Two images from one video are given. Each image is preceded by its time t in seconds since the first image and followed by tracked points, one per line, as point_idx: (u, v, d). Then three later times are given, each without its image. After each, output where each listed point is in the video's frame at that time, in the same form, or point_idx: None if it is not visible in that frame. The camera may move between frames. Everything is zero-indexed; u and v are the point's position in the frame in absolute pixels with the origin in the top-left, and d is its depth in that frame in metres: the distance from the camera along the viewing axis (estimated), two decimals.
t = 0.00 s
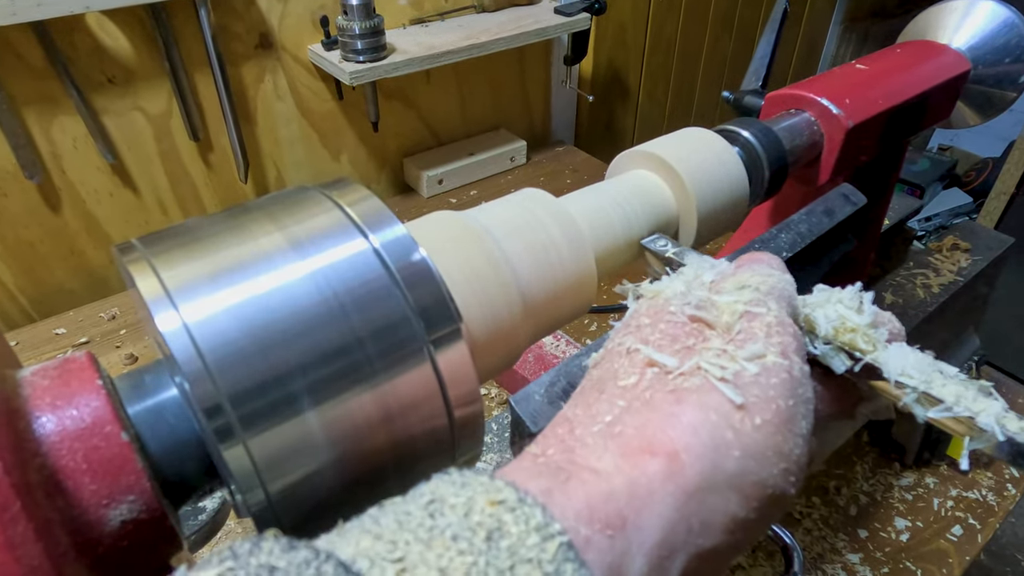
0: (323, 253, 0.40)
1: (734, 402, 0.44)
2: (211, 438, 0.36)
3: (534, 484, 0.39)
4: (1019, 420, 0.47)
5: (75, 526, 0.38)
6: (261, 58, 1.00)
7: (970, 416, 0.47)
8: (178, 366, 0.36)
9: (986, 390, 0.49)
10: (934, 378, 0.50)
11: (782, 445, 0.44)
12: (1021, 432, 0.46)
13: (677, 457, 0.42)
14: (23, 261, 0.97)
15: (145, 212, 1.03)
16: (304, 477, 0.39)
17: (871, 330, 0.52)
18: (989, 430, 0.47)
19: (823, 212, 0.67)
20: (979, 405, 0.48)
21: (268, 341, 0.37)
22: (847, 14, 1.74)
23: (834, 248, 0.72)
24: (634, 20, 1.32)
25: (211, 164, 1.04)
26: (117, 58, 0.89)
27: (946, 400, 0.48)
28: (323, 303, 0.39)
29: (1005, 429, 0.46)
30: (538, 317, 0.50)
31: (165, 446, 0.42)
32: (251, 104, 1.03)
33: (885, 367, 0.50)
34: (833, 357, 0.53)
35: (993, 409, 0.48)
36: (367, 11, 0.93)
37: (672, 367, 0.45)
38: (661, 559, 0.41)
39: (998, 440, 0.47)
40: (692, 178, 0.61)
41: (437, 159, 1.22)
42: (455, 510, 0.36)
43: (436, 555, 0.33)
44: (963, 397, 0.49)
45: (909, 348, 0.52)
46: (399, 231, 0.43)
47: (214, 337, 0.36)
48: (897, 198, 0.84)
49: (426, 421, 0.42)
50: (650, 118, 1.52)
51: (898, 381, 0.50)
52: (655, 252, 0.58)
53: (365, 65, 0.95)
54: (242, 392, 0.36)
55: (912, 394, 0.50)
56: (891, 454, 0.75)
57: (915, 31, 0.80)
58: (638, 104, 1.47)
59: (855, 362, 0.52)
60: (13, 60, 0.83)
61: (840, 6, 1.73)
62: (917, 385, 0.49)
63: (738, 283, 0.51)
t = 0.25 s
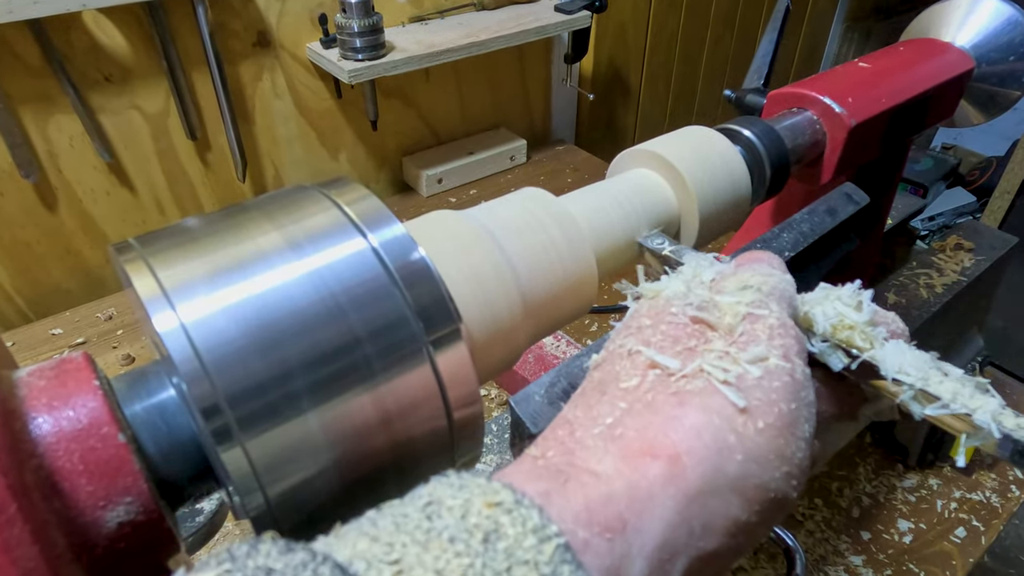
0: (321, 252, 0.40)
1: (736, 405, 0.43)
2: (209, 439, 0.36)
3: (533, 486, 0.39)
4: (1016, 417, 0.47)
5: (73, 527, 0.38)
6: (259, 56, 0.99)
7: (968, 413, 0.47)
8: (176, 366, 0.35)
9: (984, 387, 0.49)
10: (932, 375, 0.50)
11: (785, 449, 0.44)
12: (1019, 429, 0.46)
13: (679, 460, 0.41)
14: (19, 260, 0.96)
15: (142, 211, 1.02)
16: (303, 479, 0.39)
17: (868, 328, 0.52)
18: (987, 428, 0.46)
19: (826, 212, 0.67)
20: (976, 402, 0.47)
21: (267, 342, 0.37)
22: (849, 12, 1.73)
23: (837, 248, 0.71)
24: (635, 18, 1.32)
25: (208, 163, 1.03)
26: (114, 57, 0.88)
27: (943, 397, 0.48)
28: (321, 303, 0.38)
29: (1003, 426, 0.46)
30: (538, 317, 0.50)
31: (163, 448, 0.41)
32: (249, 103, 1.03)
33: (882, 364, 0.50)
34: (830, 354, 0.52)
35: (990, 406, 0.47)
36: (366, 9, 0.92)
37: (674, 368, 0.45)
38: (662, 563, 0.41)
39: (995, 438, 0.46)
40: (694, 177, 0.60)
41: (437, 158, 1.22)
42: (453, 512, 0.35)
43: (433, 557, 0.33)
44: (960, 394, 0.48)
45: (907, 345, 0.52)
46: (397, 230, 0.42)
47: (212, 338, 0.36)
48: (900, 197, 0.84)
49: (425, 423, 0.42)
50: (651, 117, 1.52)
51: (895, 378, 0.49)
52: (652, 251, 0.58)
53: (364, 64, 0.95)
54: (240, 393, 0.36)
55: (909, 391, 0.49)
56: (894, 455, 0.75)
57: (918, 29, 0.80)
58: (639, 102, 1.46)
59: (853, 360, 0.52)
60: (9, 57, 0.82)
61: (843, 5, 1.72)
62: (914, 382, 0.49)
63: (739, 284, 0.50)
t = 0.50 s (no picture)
0: (319, 251, 0.39)
1: (738, 407, 0.43)
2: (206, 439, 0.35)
3: (531, 486, 0.38)
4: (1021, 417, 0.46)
5: (69, 529, 0.37)
6: (257, 55, 0.99)
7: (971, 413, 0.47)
8: (173, 367, 0.35)
9: (987, 386, 0.48)
10: (935, 375, 0.49)
11: (787, 451, 0.43)
12: None
13: (680, 461, 0.41)
14: (15, 260, 0.96)
15: (139, 210, 1.02)
16: (301, 480, 0.38)
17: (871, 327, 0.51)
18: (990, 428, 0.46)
19: (828, 210, 0.66)
20: (979, 402, 0.47)
21: (265, 342, 0.36)
22: (851, 11, 1.73)
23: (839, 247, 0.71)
24: (636, 16, 1.31)
25: (206, 162, 1.03)
26: (111, 55, 0.88)
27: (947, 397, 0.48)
28: (319, 303, 0.38)
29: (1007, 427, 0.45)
30: (538, 317, 0.49)
31: (159, 449, 0.41)
32: (247, 102, 1.02)
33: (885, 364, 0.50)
34: (833, 355, 0.52)
35: (993, 406, 0.47)
36: (365, 7, 0.92)
37: (676, 369, 0.44)
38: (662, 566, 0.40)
39: (998, 439, 0.46)
40: (695, 176, 0.60)
41: (436, 157, 1.21)
42: (450, 512, 0.34)
43: (430, 557, 0.32)
44: (963, 394, 0.48)
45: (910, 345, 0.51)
46: (396, 229, 0.41)
47: (209, 337, 0.35)
48: (903, 197, 0.83)
49: (424, 423, 0.41)
50: (653, 116, 1.51)
51: (898, 379, 0.49)
52: (652, 250, 0.57)
53: (363, 62, 0.94)
54: (238, 393, 0.35)
55: (911, 391, 0.49)
56: (898, 457, 0.75)
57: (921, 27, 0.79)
58: (640, 101, 1.46)
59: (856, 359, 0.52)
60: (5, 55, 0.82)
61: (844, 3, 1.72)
62: (917, 383, 0.48)
63: (742, 284, 0.50)
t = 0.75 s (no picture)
0: (318, 251, 0.39)
1: (741, 407, 0.42)
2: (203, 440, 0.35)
3: (534, 487, 0.37)
4: None
5: (66, 532, 0.36)
6: (256, 53, 0.98)
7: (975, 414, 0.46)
8: (170, 368, 0.34)
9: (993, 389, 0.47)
10: (939, 376, 0.48)
11: (790, 452, 0.43)
12: None
13: (681, 463, 0.40)
14: (12, 260, 0.95)
15: (136, 210, 1.01)
16: (299, 481, 0.38)
17: (876, 330, 0.51)
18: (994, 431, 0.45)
19: (831, 210, 0.66)
20: (983, 403, 0.46)
21: (263, 342, 0.36)
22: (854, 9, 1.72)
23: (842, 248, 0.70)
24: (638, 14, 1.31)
25: (204, 161, 1.02)
26: (108, 53, 0.87)
27: (950, 398, 0.46)
28: (318, 303, 0.37)
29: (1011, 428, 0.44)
30: (538, 317, 0.49)
31: (157, 451, 0.40)
32: (247, 101, 1.02)
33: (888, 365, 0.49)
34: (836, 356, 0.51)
35: (997, 408, 0.45)
36: (364, 6, 0.91)
37: (678, 369, 0.43)
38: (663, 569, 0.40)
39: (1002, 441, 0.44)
40: (698, 174, 0.59)
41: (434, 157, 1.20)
42: (450, 513, 0.34)
43: (429, 559, 0.32)
44: (967, 395, 0.47)
45: (916, 348, 0.51)
46: (395, 229, 0.41)
47: (207, 338, 0.35)
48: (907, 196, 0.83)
49: (424, 424, 0.41)
50: (654, 115, 1.50)
51: (900, 379, 0.48)
52: (654, 250, 0.56)
53: (362, 61, 0.93)
54: (236, 395, 0.34)
55: (914, 392, 0.48)
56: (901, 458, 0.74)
57: (925, 25, 0.79)
58: (641, 99, 1.45)
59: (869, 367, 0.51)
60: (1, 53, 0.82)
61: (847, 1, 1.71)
62: (920, 383, 0.47)
63: (746, 284, 0.49)
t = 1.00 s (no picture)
0: (317, 251, 0.38)
1: (719, 423, 0.42)
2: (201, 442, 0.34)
3: (506, 513, 0.37)
4: None
5: (62, 533, 0.36)
6: (254, 52, 0.98)
7: (983, 431, 0.45)
8: (169, 369, 0.34)
9: (998, 404, 0.47)
10: (943, 392, 0.48)
11: (771, 470, 0.42)
12: None
13: (658, 482, 0.39)
14: (9, 259, 0.95)
15: (133, 210, 1.01)
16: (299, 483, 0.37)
17: (879, 343, 0.50)
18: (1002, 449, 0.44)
19: (833, 209, 0.65)
20: (990, 420, 0.45)
21: (262, 343, 0.35)
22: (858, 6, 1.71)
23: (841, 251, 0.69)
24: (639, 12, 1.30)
25: (201, 160, 1.02)
26: (106, 52, 0.87)
27: (957, 415, 0.46)
28: (318, 303, 0.37)
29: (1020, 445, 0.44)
30: (540, 318, 0.48)
31: (155, 452, 0.40)
32: (246, 99, 1.01)
33: (893, 380, 0.49)
34: (838, 371, 0.50)
35: (1005, 425, 0.45)
36: (363, 4, 0.91)
37: (657, 385, 0.43)
38: None
39: (1010, 460, 0.44)
40: (698, 174, 0.58)
41: (434, 155, 1.20)
42: (418, 542, 0.34)
43: None
44: (973, 412, 0.46)
45: (918, 361, 0.50)
46: (395, 229, 0.40)
47: (206, 339, 0.34)
48: (909, 196, 0.82)
49: (424, 426, 0.40)
50: (656, 113, 1.50)
51: (906, 394, 0.48)
52: (650, 259, 0.56)
53: (361, 59, 0.93)
54: (234, 397, 0.34)
55: (919, 409, 0.48)
56: (903, 460, 0.74)
57: (928, 23, 0.78)
58: (643, 97, 1.44)
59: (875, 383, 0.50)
60: None
61: None
62: (925, 399, 0.47)
63: (732, 293, 0.48)
